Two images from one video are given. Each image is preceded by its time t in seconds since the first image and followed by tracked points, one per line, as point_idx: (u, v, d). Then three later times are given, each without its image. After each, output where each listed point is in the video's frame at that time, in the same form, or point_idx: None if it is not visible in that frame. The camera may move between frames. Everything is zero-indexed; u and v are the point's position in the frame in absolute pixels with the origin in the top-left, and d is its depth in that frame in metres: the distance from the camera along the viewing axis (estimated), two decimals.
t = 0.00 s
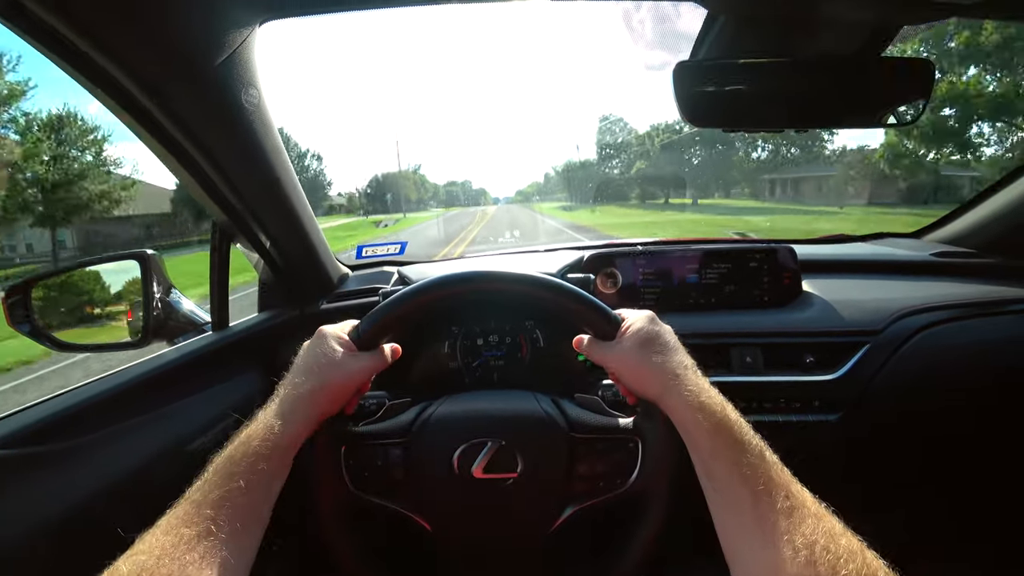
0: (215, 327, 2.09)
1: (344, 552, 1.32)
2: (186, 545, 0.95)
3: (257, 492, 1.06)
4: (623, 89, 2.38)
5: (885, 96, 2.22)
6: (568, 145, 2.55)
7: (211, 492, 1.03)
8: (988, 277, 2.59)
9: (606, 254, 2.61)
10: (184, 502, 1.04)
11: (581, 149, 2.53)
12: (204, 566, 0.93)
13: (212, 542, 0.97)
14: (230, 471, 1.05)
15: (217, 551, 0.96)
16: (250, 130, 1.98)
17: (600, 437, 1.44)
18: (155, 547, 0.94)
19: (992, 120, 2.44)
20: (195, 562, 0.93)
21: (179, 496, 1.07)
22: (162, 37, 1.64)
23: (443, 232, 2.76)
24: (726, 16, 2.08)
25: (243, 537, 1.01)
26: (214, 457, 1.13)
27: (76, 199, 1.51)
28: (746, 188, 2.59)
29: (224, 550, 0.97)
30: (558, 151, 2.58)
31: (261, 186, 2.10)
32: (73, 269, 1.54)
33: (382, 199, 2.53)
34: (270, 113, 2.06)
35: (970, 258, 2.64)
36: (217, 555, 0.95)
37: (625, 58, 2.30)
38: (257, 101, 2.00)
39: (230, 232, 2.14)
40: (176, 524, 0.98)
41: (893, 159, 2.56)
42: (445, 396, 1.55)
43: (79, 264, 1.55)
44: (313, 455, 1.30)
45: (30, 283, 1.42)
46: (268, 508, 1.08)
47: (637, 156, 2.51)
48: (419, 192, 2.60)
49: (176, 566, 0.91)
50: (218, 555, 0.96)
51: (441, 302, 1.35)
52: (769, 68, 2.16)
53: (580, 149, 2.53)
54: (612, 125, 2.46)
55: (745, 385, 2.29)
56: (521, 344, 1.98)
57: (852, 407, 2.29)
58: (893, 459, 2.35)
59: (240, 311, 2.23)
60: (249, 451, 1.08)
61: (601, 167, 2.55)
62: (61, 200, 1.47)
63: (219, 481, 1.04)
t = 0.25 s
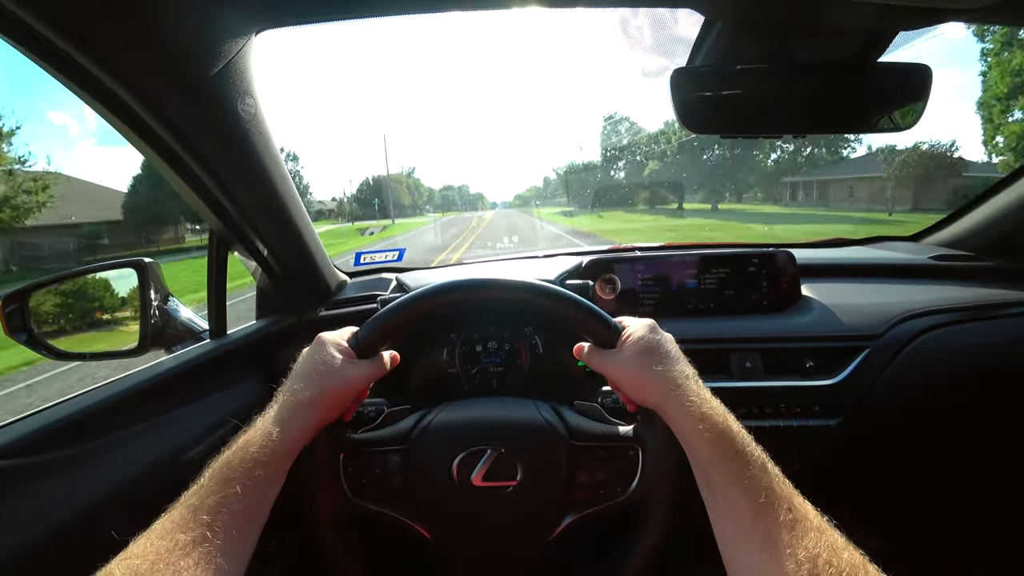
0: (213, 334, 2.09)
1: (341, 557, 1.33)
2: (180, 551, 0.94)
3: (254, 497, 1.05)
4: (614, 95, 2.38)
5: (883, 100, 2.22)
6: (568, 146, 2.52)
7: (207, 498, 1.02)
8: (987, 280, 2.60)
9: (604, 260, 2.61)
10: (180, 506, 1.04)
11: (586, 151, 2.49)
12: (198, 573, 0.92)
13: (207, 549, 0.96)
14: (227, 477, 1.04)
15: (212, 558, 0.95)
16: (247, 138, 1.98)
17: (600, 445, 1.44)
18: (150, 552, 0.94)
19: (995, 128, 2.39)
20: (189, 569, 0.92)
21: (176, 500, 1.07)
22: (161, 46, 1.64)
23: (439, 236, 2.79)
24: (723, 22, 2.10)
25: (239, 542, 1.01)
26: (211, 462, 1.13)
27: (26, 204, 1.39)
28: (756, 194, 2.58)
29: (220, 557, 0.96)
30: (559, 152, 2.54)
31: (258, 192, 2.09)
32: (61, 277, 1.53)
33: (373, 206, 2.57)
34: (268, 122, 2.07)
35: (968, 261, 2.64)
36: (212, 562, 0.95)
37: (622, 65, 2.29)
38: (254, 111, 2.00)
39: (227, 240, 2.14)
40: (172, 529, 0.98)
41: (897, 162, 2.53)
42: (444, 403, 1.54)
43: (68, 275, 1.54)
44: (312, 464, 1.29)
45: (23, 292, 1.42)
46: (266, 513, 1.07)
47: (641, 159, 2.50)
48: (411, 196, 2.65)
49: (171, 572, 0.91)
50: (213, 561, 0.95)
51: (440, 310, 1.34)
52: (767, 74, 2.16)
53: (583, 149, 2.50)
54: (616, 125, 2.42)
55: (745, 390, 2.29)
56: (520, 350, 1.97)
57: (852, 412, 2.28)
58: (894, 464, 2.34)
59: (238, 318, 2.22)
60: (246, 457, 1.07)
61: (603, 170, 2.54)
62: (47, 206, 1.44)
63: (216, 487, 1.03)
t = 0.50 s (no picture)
0: (211, 333, 2.08)
1: (339, 553, 1.33)
2: (179, 544, 0.94)
3: (252, 491, 1.05)
4: (614, 93, 2.40)
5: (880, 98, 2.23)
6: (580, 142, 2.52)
7: (206, 491, 1.02)
8: (985, 278, 2.60)
9: (602, 258, 2.61)
10: (179, 500, 1.04)
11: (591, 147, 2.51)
12: (197, 565, 0.91)
13: (205, 542, 0.95)
14: (226, 470, 1.04)
15: (210, 551, 0.95)
16: (246, 135, 1.99)
17: (599, 441, 1.44)
18: (148, 544, 0.94)
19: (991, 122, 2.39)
20: (188, 561, 0.91)
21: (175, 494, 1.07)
22: (159, 44, 1.64)
23: (441, 236, 2.76)
24: (721, 20, 2.11)
25: (237, 536, 1.00)
26: (210, 456, 1.13)
27: None
28: (776, 195, 2.55)
29: (219, 549, 0.96)
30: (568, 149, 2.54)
31: (256, 188, 2.09)
32: (59, 275, 1.52)
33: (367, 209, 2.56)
34: (267, 120, 2.08)
35: (965, 259, 2.65)
36: (210, 554, 0.94)
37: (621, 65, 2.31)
38: (253, 107, 2.01)
39: (226, 237, 2.13)
40: (170, 522, 0.97)
41: (904, 161, 2.55)
42: (442, 399, 1.55)
43: (63, 273, 1.53)
44: (311, 459, 1.29)
45: (23, 290, 1.41)
46: (264, 508, 1.07)
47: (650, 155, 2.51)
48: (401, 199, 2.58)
49: (169, 563, 0.90)
50: (211, 554, 0.95)
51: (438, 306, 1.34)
52: (763, 73, 2.17)
53: (588, 146, 2.52)
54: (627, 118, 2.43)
55: (743, 387, 2.29)
56: (519, 347, 1.96)
57: (850, 409, 2.29)
58: (893, 460, 2.34)
59: (236, 316, 2.22)
60: (245, 451, 1.07)
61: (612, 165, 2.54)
62: None
63: (215, 479, 1.03)
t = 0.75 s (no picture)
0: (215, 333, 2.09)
1: (340, 557, 1.34)
2: (182, 550, 0.94)
3: (255, 497, 1.05)
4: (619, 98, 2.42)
5: (884, 108, 2.24)
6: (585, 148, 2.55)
7: (209, 497, 1.02)
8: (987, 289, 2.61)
9: (604, 264, 2.61)
10: (182, 505, 1.04)
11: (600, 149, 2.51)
12: (200, 572, 0.92)
13: (208, 548, 0.96)
14: (229, 476, 1.05)
15: (213, 558, 0.95)
16: (254, 138, 2.00)
17: (601, 447, 1.45)
18: (151, 551, 0.94)
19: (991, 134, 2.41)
20: (191, 568, 0.92)
21: (178, 500, 1.07)
22: (169, 46, 1.65)
23: (441, 237, 2.84)
24: (727, 30, 2.12)
25: (240, 542, 1.01)
26: (212, 461, 1.13)
27: None
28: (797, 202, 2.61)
29: (221, 556, 0.96)
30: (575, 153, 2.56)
31: (262, 190, 2.10)
32: (65, 274, 1.53)
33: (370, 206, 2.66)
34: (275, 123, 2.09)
35: (966, 270, 2.65)
36: (213, 561, 0.95)
37: (626, 69, 2.33)
38: (262, 111, 2.03)
39: (231, 239, 2.14)
40: (173, 528, 0.98)
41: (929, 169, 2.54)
42: (445, 405, 1.55)
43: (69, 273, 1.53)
44: (313, 463, 1.29)
45: (29, 288, 1.42)
46: (267, 514, 1.07)
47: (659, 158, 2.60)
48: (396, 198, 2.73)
49: (172, 570, 0.91)
50: (214, 560, 0.95)
51: (441, 312, 1.35)
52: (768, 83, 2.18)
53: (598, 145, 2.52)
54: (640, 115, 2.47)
55: (744, 396, 2.29)
56: (521, 353, 1.97)
57: (851, 418, 2.29)
58: (893, 470, 2.35)
59: (239, 317, 2.22)
60: (248, 457, 1.08)
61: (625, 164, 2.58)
62: None
63: (218, 486, 1.04)
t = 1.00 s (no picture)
0: (218, 326, 2.08)
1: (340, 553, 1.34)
2: (186, 548, 0.93)
3: (258, 495, 1.04)
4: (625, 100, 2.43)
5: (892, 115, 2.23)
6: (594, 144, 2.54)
7: (212, 496, 1.02)
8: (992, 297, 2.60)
9: (609, 265, 2.60)
10: (184, 503, 1.03)
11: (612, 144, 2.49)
12: (204, 569, 0.91)
13: (211, 546, 0.95)
14: (232, 474, 1.04)
15: (216, 556, 0.94)
16: (263, 130, 2.00)
17: (605, 444, 1.43)
18: (154, 549, 0.93)
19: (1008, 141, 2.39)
20: (194, 566, 0.91)
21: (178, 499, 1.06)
22: (181, 37, 1.65)
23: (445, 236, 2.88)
24: (737, 32, 2.13)
25: (242, 541, 1.00)
26: (215, 459, 1.12)
27: None
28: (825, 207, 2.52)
29: (224, 554, 0.95)
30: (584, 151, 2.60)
31: (268, 183, 2.10)
32: (64, 266, 1.51)
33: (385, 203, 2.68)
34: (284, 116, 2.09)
35: (971, 277, 2.65)
36: (216, 559, 0.94)
37: (632, 72, 2.34)
38: (272, 103, 2.03)
39: (236, 232, 2.13)
40: (176, 527, 0.97)
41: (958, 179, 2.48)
42: (448, 402, 1.55)
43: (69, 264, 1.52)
44: (315, 461, 1.29)
45: (30, 277, 1.41)
46: (269, 513, 1.07)
47: (673, 159, 2.51)
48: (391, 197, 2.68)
49: (175, 568, 0.90)
50: (217, 558, 0.94)
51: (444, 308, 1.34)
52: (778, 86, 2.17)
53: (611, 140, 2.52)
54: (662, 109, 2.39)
55: (747, 399, 2.29)
56: (524, 352, 1.96)
57: (854, 423, 2.28)
58: (895, 477, 2.34)
59: (243, 310, 2.22)
60: (251, 455, 1.07)
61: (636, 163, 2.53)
62: None
63: (221, 484, 1.03)
